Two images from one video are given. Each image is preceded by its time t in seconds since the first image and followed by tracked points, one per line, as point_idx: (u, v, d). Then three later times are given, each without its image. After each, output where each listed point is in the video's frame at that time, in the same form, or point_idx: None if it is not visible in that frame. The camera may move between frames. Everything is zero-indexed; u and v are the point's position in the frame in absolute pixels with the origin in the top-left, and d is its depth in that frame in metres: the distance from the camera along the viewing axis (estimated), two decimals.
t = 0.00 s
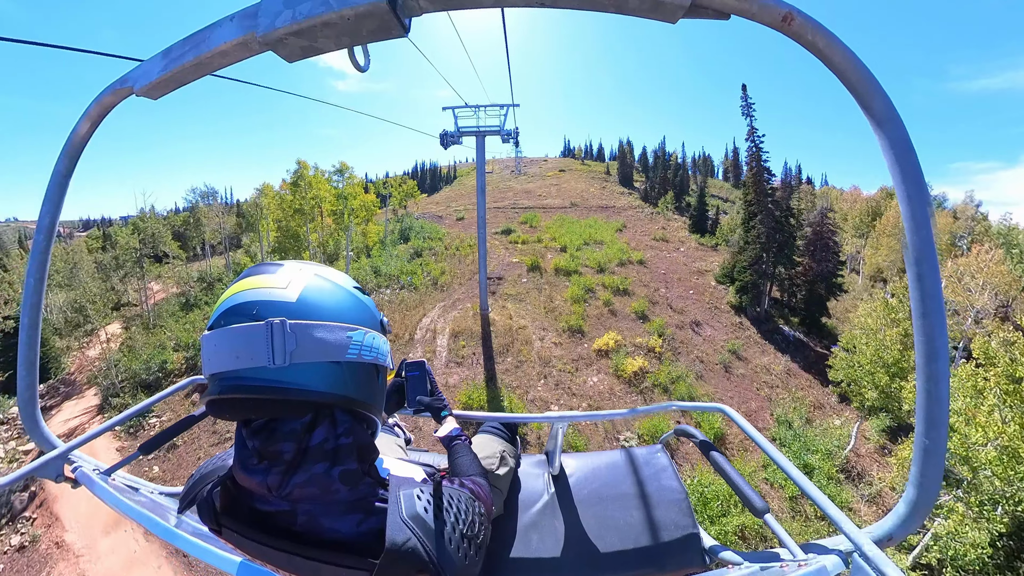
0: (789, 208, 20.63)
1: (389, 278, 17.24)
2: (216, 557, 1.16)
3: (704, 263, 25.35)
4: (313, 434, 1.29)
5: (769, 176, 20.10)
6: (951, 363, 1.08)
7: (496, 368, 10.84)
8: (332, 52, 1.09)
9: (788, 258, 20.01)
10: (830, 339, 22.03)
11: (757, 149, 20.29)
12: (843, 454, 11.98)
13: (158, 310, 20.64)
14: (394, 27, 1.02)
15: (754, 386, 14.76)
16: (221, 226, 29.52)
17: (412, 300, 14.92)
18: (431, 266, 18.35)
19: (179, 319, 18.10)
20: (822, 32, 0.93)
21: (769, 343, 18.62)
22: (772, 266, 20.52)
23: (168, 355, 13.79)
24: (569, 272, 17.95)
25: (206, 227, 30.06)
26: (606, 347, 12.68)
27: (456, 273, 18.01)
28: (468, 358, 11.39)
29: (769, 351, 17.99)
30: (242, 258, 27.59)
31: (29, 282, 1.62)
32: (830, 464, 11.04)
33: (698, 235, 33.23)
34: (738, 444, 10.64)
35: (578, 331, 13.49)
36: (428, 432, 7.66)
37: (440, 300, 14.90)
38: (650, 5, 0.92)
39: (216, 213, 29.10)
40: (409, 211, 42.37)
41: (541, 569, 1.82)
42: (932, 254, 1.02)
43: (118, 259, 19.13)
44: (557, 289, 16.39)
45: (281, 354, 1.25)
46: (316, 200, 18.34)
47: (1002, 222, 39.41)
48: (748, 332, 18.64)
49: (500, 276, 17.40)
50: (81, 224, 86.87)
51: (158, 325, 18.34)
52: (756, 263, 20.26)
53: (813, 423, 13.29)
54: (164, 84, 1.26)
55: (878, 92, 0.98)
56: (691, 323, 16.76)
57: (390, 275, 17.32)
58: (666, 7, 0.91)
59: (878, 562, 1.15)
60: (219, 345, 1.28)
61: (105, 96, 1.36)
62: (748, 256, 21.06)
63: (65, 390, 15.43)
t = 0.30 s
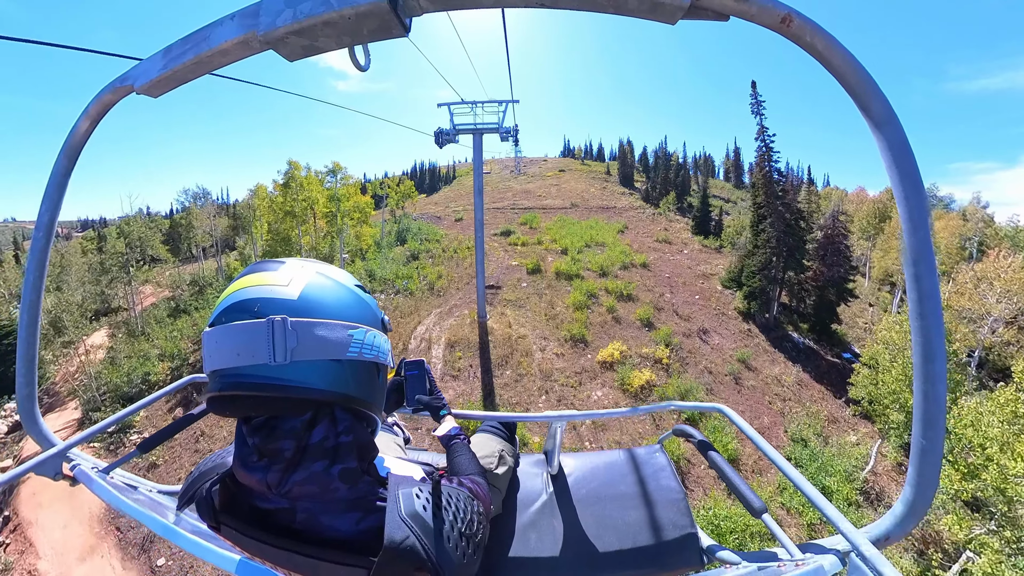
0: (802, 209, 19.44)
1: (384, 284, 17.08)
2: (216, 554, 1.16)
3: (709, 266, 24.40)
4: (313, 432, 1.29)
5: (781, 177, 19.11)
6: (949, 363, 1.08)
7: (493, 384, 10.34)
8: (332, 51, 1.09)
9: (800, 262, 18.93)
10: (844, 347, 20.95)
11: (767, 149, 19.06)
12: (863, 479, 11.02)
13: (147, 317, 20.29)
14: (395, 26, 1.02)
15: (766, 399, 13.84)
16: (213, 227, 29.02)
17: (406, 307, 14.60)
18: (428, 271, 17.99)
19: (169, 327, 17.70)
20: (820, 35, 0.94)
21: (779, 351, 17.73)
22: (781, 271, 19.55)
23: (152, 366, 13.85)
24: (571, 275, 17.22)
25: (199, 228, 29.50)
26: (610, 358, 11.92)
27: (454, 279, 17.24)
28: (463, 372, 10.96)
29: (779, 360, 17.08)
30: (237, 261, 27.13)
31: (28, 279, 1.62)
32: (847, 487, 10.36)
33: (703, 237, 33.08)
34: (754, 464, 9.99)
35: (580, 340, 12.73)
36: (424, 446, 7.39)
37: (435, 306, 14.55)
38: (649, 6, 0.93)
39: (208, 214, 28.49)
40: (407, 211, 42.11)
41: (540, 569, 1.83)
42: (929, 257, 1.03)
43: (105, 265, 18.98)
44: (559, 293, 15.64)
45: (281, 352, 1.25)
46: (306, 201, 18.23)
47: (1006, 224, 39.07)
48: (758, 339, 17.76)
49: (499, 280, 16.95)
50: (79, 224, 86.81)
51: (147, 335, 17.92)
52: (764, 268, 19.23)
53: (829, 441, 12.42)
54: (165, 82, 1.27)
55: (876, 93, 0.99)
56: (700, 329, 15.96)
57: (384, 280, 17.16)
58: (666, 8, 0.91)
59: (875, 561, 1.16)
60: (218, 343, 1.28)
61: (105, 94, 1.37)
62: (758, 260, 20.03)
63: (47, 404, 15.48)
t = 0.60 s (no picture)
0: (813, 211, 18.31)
1: (379, 288, 16.89)
2: (212, 558, 1.16)
3: (714, 270, 23.98)
4: (310, 434, 1.29)
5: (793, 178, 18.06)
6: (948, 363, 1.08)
7: (491, 401, 9.91)
8: (330, 49, 1.08)
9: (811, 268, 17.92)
10: (856, 356, 19.83)
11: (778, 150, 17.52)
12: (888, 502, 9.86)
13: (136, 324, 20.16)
14: (394, 26, 1.02)
15: (779, 413, 13.00)
16: (207, 229, 28.57)
17: (402, 314, 14.37)
18: (425, 275, 17.74)
19: (161, 335, 17.31)
20: (820, 36, 0.94)
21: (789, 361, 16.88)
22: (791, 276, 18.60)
23: (135, 379, 14.13)
24: (574, 282, 16.73)
25: (194, 231, 29.05)
26: (615, 372, 11.62)
27: (451, 283, 17.37)
28: (460, 387, 10.43)
29: (791, 370, 16.28)
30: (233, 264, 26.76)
31: (24, 277, 1.61)
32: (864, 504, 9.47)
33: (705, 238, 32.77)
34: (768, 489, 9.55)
35: (583, 351, 12.46)
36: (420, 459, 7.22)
37: (432, 314, 14.27)
38: (649, 6, 0.92)
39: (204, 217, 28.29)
40: (406, 212, 41.83)
41: (538, 569, 1.83)
42: (927, 258, 1.03)
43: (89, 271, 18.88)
44: (560, 300, 15.34)
45: (278, 354, 1.25)
46: (298, 203, 18.25)
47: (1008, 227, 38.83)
48: (767, 348, 17.07)
49: (499, 285, 16.54)
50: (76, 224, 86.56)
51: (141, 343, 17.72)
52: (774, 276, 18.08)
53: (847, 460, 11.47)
54: (162, 80, 1.26)
55: (875, 94, 0.99)
56: (707, 337, 15.41)
57: (379, 284, 16.98)
58: (666, 10, 0.91)
59: (872, 563, 1.16)
60: (215, 345, 1.27)
61: (101, 92, 1.36)
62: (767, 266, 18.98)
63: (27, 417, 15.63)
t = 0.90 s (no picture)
0: (827, 215, 17.40)
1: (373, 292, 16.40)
2: (212, 555, 1.16)
3: (719, 273, 23.28)
4: (310, 433, 1.29)
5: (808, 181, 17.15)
6: (946, 363, 1.09)
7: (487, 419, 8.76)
8: (330, 49, 1.09)
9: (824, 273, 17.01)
10: (870, 366, 18.43)
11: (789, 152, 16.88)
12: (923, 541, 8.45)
13: (121, 333, 19.81)
14: (393, 25, 1.02)
15: (793, 429, 12.05)
16: (197, 231, 27.79)
17: (395, 320, 13.90)
18: (421, 279, 17.24)
19: (147, 346, 16.67)
20: (819, 36, 0.94)
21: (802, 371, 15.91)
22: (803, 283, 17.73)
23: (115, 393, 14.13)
24: (576, 285, 15.72)
25: (183, 234, 28.22)
26: (619, 387, 10.53)
27: (447, 288, 16.48)
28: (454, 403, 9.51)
29: (802, 381, 15.15)
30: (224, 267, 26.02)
31: (23, 277, 1.61)
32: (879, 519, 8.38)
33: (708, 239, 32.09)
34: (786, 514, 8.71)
35: (588, 364, 11.32)
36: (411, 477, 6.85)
37: (426, 320, 13.74)
38: (649, 6, 0.92)
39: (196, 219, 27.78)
40: (404, 212, 41.13)
41: (537, 569, 1.83)
42: (926, 258, 1.04)
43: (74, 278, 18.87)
44: (561, 306, 14.17)
45: (277, 353, 1.25)
46: (289, 205, 18.34)
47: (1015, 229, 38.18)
48: (778, 356, 16.16)
49: (498, 289, 15.48)
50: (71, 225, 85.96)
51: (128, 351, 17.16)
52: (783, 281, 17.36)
53: (866, 481, 10.16)
54: (162, 79, 1.26)
55: (874, 95, 0.99)
56: (717, 346, 14.43)
57: (373, 288, 16.49)
58: (665, 9, 0.91)
59: (871, 561, 1.16)
60: (213, 344, 1.28)
61: (102, 91, 1.36)
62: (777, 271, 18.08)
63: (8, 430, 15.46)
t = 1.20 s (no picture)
0: (839, 218, 16.85)
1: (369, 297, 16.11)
2: (214, 557, 1.16)
3: (725, 277, 22.98)
4: (310, 436, 1.29)
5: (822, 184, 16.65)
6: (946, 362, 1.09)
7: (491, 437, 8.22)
8: (330, 50, 1.09)
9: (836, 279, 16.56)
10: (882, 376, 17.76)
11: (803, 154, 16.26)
12: None
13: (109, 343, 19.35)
14: (393, 25, 1.02)
15: (807, 446, 11.81)
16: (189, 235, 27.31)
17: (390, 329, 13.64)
18: (418, 284, 16.94)
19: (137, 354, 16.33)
20: (820, 34, 0.94)
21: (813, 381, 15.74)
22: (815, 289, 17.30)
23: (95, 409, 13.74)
24: (577, 290, 15.39)
25: (174, 237, 27.66)
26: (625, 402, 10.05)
27: (444, 293, 16.04)
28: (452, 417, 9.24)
29: (816, 395, 14.94)
30: (218, 270, 25.58)
31: (24, 280, 1.61)
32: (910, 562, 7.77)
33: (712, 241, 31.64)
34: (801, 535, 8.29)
35: (592, 378, 10.94)
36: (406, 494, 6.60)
37: (422, 329, 13.44)
38: (649, 5, 0.92)
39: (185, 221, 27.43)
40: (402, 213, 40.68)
41: (540, 569, 1.83)
42: (927, 255, 1.04)
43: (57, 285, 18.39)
44: (563, 313, 13.82)
45: (275, 357, 1.25)
46: (278, 207, 17.62)
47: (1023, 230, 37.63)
48: (787, 366, 15.97)
49: (496, 295, 15.11)
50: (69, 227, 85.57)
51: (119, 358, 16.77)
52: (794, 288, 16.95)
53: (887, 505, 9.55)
54: (163, 81, 1.26)
55: (876, 94, 0.99)
56: (727, 355, 14.45)
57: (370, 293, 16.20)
58: (665, 8, 0.91)
59: (873, 560, 1.16)
60: (212, 348, 1.28)
61: (101, 93, 1.36)
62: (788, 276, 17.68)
63: None
